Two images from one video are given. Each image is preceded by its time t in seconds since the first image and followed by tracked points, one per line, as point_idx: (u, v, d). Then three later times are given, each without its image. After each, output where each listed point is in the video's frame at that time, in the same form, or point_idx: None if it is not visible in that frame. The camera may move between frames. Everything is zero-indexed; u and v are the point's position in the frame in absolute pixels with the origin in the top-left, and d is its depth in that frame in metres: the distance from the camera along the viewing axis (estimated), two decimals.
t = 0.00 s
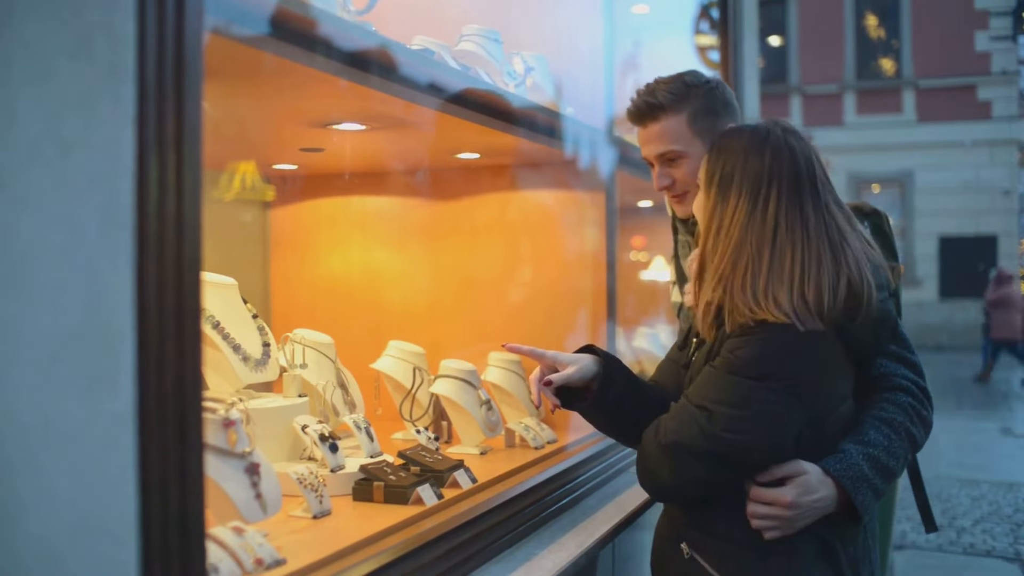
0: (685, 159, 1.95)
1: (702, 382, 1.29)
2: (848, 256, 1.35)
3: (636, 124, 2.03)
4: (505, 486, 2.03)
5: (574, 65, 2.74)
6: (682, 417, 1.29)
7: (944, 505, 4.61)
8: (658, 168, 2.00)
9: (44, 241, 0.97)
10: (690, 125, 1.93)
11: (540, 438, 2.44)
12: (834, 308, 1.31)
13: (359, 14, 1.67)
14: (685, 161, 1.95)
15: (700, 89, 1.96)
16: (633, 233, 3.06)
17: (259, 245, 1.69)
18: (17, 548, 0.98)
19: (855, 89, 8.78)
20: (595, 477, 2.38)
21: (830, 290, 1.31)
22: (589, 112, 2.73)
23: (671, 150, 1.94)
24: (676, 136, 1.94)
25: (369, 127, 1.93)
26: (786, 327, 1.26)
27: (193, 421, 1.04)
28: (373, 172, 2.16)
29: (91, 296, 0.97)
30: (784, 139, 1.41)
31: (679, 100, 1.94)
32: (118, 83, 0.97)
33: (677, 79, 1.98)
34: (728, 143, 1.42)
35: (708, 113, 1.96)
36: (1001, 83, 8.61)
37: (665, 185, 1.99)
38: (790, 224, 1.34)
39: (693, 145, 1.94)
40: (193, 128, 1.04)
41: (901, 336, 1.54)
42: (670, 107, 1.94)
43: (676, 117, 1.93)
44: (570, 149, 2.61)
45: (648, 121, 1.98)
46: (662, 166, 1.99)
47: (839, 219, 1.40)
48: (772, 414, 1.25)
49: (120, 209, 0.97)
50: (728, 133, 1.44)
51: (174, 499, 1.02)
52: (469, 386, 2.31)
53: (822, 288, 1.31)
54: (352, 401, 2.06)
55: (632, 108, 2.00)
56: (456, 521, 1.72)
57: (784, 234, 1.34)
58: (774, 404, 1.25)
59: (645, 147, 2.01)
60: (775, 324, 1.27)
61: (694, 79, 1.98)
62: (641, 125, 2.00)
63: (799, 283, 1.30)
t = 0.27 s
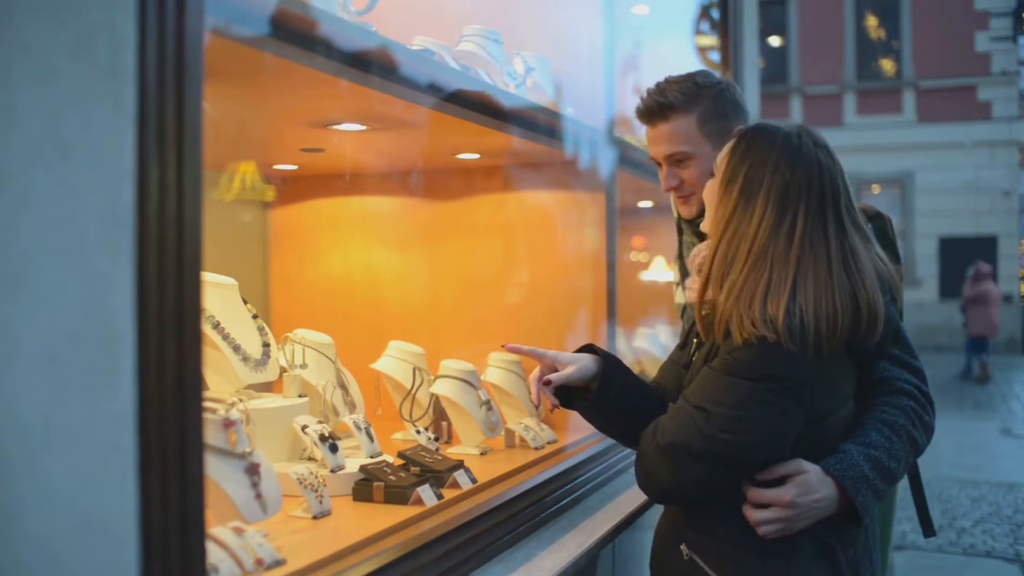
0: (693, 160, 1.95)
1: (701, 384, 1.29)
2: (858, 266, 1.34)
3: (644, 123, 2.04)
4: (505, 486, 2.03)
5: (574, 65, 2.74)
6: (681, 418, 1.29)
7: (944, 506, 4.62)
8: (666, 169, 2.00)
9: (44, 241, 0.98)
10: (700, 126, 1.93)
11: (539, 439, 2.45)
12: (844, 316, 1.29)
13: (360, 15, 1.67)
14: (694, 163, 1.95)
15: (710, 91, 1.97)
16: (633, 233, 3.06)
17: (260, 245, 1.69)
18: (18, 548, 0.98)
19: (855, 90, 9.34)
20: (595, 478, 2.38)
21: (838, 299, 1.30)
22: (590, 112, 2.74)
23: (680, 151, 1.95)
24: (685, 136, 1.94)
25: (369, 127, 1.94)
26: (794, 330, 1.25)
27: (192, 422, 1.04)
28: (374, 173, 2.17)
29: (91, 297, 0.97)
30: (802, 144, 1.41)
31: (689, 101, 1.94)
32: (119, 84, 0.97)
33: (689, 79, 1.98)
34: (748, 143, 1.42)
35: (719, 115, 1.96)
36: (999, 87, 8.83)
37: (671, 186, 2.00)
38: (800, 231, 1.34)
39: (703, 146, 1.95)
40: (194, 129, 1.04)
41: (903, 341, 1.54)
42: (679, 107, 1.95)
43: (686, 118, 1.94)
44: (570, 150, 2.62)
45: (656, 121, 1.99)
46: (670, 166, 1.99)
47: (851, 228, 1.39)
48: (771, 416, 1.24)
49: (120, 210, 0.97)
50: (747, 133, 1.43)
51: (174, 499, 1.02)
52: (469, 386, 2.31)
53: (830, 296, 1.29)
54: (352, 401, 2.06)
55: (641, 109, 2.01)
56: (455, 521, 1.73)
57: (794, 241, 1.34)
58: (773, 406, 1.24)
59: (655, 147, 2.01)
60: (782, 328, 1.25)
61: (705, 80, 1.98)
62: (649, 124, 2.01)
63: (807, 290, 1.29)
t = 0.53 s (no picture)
0: (690, 163, 1.95)
1: (709, 393, 1.29)
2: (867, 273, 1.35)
3: (641, 124, 2.04)
4: (505, 487, 2.03)
5: (574, 65, 2.74)
6: (688, 427, 1.29)
7: (944, 506, 4.62)
8: (663, 171, 2.00)
9: (43, 241, 0.99)
10: (697, 128, 1.94)
11: (539, 439, 2.46)
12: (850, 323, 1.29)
13: (360, 15, 1.67)
14: (690, 164, 1.96)
15: (706, 92, 1.97)
16: (633, 233, 3.06)
17: (260, 246, 1.69)
18: (19, 548, 1.00)
19: (854, 91, 9.22)
20: (595, 478, 2.38)
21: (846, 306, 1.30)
22: (590, 113, 2.74)
23: (677, 153, 1.95)
24: (682, 138, 1.94)
25: (369, 128, 1.94)
26: (805, 335, 1.26)
27: (193, 423, 1.03)
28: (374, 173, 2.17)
29: (91, 297, 0.97)
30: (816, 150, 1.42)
31: (686, 103, 1.94)
32: (120, 84, 0.97)
33: (686, 81, 1.99)
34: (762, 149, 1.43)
35: (716, 116, 1.96)
36: (999, 86, 8.60)
37: (669, 188, 2.00)
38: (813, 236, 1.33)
39: (699, 148, 1.95)
40: (194, 129, 1.03)
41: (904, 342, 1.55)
42: (676, 109, 1.95)
43: (683, 120, 1.94)
44: (570, 150, 2.62)
45: (654, 122, 1.99)
46: (667, 168, 1.99)
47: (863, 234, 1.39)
48: (781, 424, 1.25)
49: (121, 209, 0.97)
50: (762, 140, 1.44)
51: (174, 500, 1.01)
52: (469, 387, 2.31)
53: (840, 303, 1.30)
54: (352, 401, 2.06)
55: (636, 111, 2.01)
56: (456, 521, 1.73)
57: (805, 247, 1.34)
58: (782, 414, 1.24)
59: (651, 149, 2.02)
60: (793, 335, 1.25)
61: (702, 81, 1.98)
62: (646, 126, 2.01)
63: (818, 295, 1.29)
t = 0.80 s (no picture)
0: (690, 165, 1.95)
1: (727, 388, 1.29)
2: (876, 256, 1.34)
3: (641, 127, 2.02)
4: (506, 487, 2.03)
5: (573, 66, 2.74)
6: (705, 423, 1.29)
7: (944, 507, 4.61)
8: (664, 175, 2.00)
9: (42, 241, 0.99)
10: (697, 131, 1.93)
11: (539, 439, 2.45)
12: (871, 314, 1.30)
13: (360, 15, 1.67)
14: (691, 167, 1.95)
15: (706, 95, 1.96)
16: (633, 233, 3.06)
17: (260, 246, 1.69)
18: (19, 548, 1.00)
19: (854, 91, 9.66)
20: (595, 478, 2.38)
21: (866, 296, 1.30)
22: (590, 113, 2.74)
23: (678, 156, 1.95)
24: (683, 141, 1.94)
25: (369, 128, 1.94)
26: (817, 330, 1.26)
27: (193, 423, 1.03)
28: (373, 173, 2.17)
29: (91, 297, 0.97)
30: (817, 147, 1.41)
31: (686, 106, 1.94)
32: (120, 84, 0.97)
33: (686, 84, 1.98)
34: (763, 152, 1.42)
35: (716, 119, 1.96)
36: (1000, 87, 9.21)
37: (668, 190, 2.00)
38: (828, 234, 1.32)
39: (699, 151, 1.94)
40: (194, 129, 1.03)
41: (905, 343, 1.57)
42: (677, 112, 1.94)
43: (683, 122, 1.94)
44: (570, 150, 2.61)
45: (653, 126, 1.98)
46: (667, 171, 1.99)
47: (872, 226, 1.39)
48: (800, 421, 1.25)
49: (120, 209, 0.97)
50: (760, 144, 1.43)
51: (173, 500, 1.01)
52: (469, 387, 2.30)
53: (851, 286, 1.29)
54: (352, 401, 2.06)
55: (636, 114, 2.00)
56: (456, 522, 1.72)
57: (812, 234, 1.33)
58: (802, 411, 1.25)
59: (651, 151, 2.01)
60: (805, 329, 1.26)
61: (702, 84, 1.98)
62: (646, 129, 1.99)
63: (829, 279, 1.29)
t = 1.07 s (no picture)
0: (687, 167, 1.95)
1: (713, 384, 1.29)
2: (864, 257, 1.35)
3: (637, 130, 2.01)
4: (505, 487, 2.03)
5: (573, 66, 2.74)
6: (692, 418, 1.30)
7: (945, 507, 4.61)
8: (661, 176, 2.00)
9: (44, 242, 0.97)
10: (694, 133, 1.93)
11: (539, 439, 2.45)
12: (858, 309, 1.31)
13: (360, 15, 1.67)
14: (689, 169, 1.95)
15: (704, 97, 1.96)
16: (633, 234, 3.06)
17: (260, 246, 1.69)
18: (16, 550, 0.97)
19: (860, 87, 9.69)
20: (595, 479, 2.37)
21: (853, 291, 1.31)
22: (590, 113, 2.74)
23: (676, 157, 1.95)
24: (681, 142, 1.94)
25: (369, 128, 1.94)
26: (802, 327, 1.26)
27: (193, 422, 1.04)
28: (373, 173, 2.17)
29: (93, 299, 0.97)
30: (803, 147, 1.41)
31: (683, 108, 1.94)
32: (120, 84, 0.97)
33: (684, 86, 1.98)
34: (748, 151, 1.41)
35: (713, 121, 1.96)
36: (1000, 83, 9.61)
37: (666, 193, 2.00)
38: (816, 236, 1.33)
39: (696, 153, 1.94)
40: (194, 129, 1.03)
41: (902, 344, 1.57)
42: (674, 113, 1.94)
43: (680, 124, 1.93)
44: (570, 150, 2.60)
45: (651, 127, 1.97)
46: (665, 173, 1.99)
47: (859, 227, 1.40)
48: (786, 415, 1.25)
49: (120, 210, 0.98)
50: (744, 143, 1.43)
51: (173, 499, 1.02)
52: (469, 387, 2.30)
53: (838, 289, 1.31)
54: (353, 402, 2.06)
55: (634, 116, 1.99)
56: (456, 522, 1.72)
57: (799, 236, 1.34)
58: (787, 405, 1.25)
59: (649, 154, 2.00)
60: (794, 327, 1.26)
61: (699, 86, 1.98)
62: (643, 131, 1.99)
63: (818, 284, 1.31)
